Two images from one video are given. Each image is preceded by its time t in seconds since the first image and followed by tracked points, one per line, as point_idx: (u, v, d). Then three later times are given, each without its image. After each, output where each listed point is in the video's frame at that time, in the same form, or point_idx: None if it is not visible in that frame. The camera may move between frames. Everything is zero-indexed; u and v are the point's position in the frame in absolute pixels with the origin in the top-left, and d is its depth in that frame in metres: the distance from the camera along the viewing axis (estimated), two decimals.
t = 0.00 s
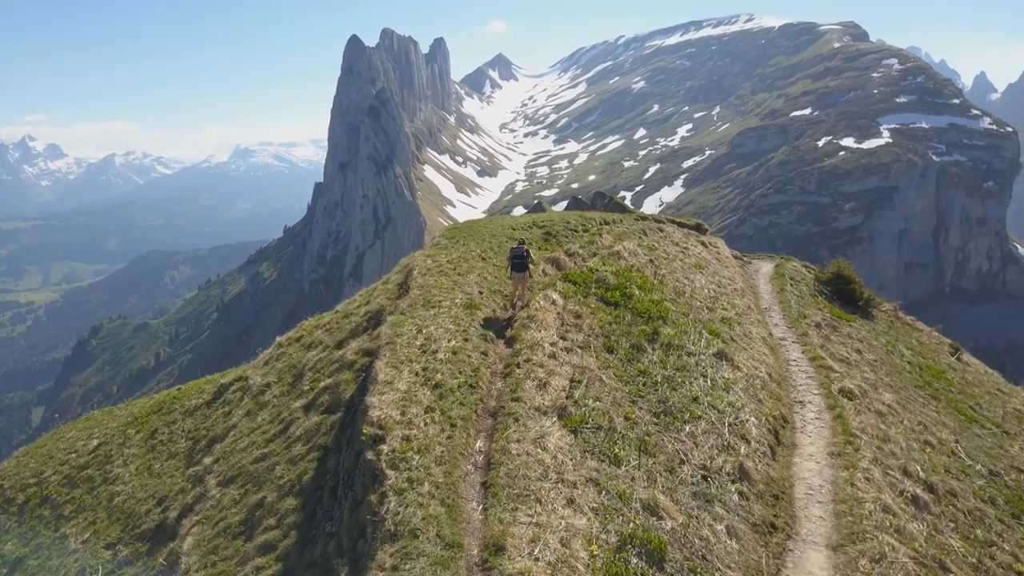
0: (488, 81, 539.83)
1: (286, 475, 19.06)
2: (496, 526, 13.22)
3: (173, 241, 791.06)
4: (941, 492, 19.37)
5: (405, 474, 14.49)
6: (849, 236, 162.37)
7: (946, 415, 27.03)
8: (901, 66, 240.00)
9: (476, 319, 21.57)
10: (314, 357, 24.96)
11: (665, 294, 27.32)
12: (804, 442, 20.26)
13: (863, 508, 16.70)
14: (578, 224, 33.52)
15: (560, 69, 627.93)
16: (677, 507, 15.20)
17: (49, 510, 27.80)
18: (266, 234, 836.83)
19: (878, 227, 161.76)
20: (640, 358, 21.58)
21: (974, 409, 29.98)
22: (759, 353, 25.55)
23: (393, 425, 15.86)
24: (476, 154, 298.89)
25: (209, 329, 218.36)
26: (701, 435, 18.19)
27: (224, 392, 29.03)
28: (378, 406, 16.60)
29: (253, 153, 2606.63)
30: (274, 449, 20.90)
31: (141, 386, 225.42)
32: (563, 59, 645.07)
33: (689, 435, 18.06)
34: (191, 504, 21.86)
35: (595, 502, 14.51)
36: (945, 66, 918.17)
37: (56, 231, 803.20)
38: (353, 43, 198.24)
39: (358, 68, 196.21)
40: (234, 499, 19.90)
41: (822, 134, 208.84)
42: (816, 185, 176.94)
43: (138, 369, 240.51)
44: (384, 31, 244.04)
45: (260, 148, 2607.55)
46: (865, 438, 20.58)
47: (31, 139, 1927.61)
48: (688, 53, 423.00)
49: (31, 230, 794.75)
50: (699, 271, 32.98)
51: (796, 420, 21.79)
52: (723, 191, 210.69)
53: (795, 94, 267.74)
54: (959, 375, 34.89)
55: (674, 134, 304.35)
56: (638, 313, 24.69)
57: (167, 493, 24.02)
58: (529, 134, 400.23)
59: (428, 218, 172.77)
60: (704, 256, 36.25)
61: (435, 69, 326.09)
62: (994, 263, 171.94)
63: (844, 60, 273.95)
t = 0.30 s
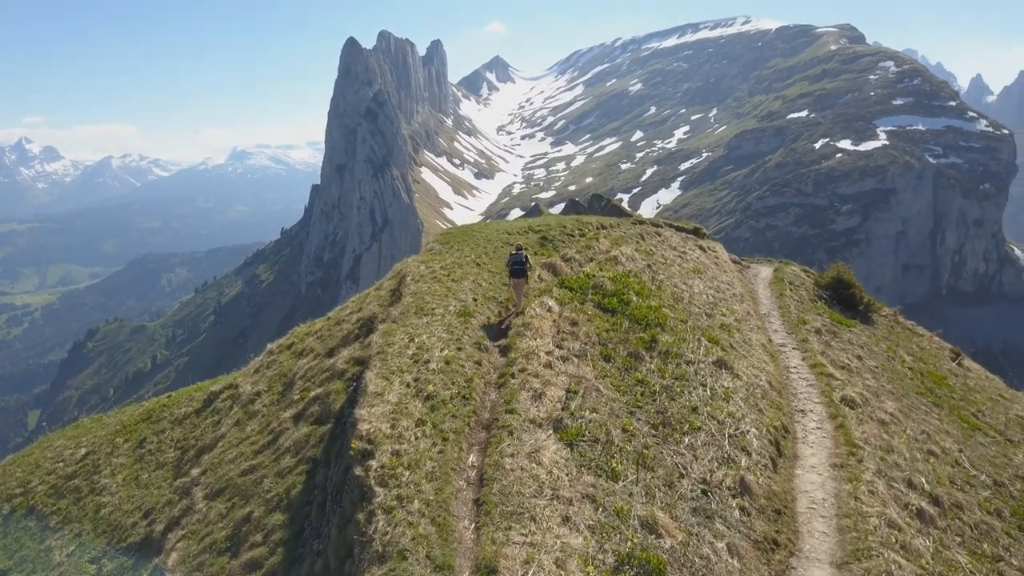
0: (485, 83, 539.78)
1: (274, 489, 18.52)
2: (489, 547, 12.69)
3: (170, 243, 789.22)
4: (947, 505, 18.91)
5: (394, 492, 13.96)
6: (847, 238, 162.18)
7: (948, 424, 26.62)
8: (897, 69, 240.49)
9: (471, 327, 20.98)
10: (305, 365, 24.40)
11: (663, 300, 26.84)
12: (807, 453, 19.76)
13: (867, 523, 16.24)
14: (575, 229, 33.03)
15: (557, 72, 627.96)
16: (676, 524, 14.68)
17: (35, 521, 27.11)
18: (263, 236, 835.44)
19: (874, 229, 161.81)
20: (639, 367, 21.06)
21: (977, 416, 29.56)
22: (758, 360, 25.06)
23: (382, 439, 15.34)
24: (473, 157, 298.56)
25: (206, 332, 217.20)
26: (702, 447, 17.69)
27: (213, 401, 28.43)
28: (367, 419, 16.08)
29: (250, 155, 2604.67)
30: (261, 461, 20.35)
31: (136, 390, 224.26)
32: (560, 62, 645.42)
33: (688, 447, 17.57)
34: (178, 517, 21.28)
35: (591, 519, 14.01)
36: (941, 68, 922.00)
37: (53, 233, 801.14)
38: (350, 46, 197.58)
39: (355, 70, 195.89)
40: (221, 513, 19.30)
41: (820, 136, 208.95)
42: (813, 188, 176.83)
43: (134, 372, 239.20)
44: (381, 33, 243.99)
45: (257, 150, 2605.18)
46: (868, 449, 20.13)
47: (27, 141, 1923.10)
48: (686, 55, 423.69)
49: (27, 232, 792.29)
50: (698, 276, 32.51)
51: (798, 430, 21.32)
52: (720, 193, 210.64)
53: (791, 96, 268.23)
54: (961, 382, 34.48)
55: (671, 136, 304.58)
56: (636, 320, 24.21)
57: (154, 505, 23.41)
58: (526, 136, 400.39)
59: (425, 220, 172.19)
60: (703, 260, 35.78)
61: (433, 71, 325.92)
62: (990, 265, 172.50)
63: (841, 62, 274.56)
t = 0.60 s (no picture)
0: (482, 84, 539.54)
1: (261, 501, 18.01)
2: (482, 564, 12.27)
3: (167, 244, 787.08)
4: (951, 516, 18.52)
5: (382, 508, 13.46)
6: (844, 239, 161.89)
7: (950, 430, 26.25)
8: (894, 69, 240.76)
9: (464, 333, 20.49)
10: (296, 371, 23.89)
11: (661, 304, 26.39)
12: (809, 462, 19.33)
13: (871, 537, 15.81)
14: (571, 232, 32.59)
15: (554, 72, 627.64)
16: (674, 540, 14.21)
17: (20, 530, 26.39)
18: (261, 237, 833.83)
19: (871, 229, 161.74)
20: (636, 374, 20.63)
21: (979, 421, 29.15)
22: (758, 366, 24.62)
23: (372, 452, 14.82)
24: (471, 157, 298.08)
25: (203, 333, 216.15)
26: (701, 457, 17.26)
27: (203, 407, 27.84)
28: (356, 430, 15.61)
29: (248, 155, 2601.07)
30: (249, 472, 19.84)
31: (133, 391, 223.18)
32: (558, 62, 645.31)
33: (687, 458, 17.09)
34: (164, 529, 20.69)
35: (587, 535, 13.52)
36: (939, 69, 924.05)
37: (50, 234, 798.80)
38: (347, 46, 197.07)
39: (353, 70, 195.30)
40: (207, 525, 18.74)
41: (817, 137, 208.96)
42: (810, 188, 176.79)
43: (130, 374, 237.96)
44: (378, 34, 243.50)
45: (255, 150, 2603.65)
46: (871, 459, 19.70)
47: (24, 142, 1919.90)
48: (683, 56, 424.11)
49: (23, 233, 789.56)
50: (695, 280, 32.09)
51: (799, 438, 20.94)
52: (718, 194, 210.63)
53: (789, 97, 268.59)
54: (961, 386, 34.17)
55: (668, 137, 304.77)
56: (633, 325, 23.77)
57: (140, 516, 22.76)
58: (523, 137, 400.37)
59: (423, 221, 171.60)
60: (701, 264, 35.36)
61: (430, 71, 325.24)
62: (987, 266, 173.05)
63: (838, 63, 274.91)
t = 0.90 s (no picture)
0: (480, 83, 538.71)
1: (249, 514, 17.47)
2: None
3: (165, 244, 785.06)
4: (959, 528, 18.10)
5: (373, 525, 12.95)
6: (842, 239, 161.42)
7: (954, 437, 25.83)
8: (892, 69, 240.67)
9: (459, 340, 19.98)
10: (287, 378, 23.32)
11: (661, 309, 25.91)
12: (811, 473, 18.87)
13: (878, 552, 15.37)
14: (569, 235, 32.09)
15: (552, 72, 626.95)
16: (676, 559, 13.72)
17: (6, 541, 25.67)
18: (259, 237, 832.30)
19: (870, 229, 161.43)
20: (634, 382, 20.15)
21: (983, 427, 28.75)
22: (759, 372, 24.15)
23: (362, 466, 14.34)
24: (469, 157, 297.49)
25: (200, 334, 215.15)
26: (701, 469, 16.82)
27: (194, 414, 27.20)
28: (346, 443, 15.09)
29: (245, 155, 2596.99)
30: (238, 483, 19.25)
31: (130, 392, 222.17)
32: (556, 62, 644.38)
33: (688, 469, 16.63)
34: (152, 542, 20.09)
35: (586, 554, 13.03)
36: (938, 69, 925.21)
37: (47, 234, 796.83)
38: (345, 46, 196.44)
39: (351, 71, 194.79)
40: (194, 539, 18.19)
41: (815, 137, 208.54)
42: (808, 188, 176.33)
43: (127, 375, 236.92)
44: (376, 34, 242.86)
45: (253, 150, 2599.90)
46: (875, 468, 19.32)
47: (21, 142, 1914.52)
48: (681, 56, 423.78)
49: (21, 234, 787.47)
50: (695, 283, 31.64)
51: (801, 447, 20.50)
52: (716, 194, 210.13)
53: (787, 97, 268.27)
54: (965, 390, 33.81)
55: (666, 137, 304.40)
56: (633, 331, 23.28)
57: (129, 526, 22.14)
58: (521, 137, 399.86)
59: (421, 221, 170.93)
60: (700, 267, 34.92)
61: (428, 71, 324.58)
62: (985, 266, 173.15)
63: (836, 63, 274.74)
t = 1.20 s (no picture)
0: (479, 84, 538.69)
1: (238, 530, 16.90)
2: None
3: (163, 245, 784.12)
4: (967, 543, 17.67)
5: (363, 547, 12.42)
6: (840, 240, 161.44)
7: (961, 446, 25.38)
8: (890, 70, 240.52)
9: (454, 349, 19.35)
10: (279, 387, 22.69)
11: (661, 315, 25.38)
12: (817, 486, 18.39)
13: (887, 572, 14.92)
14: (567, 239, 31.58)
15: (551, 73, 626.22)
16: None
17: None
18: (257, 238, 830.89)
19: (868, 230, 161.12)
20: (635, 393, 19.59)
21: (988, 435, 28.31)
22: (761, 381, 23.67)
23: (352, 484, 13.80)
24: (467, 158, 297.14)
25: (198, 335, 214.17)
26: (704, 483, 16.30)
27: (184, 423, 26.44)
28: (336, 459, 14.54)
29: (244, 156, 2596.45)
30: (227, 497, 18.67)
31: (127, 393, 221.43)
32: (554, 63, 644.82)
33: (691, 484, 16.12)
34: (138, 558, 19.41)
35: None
36: (935, 71, 926.68)
37: (45, 235, 795.65)
38: (343, 48, 196.07)
39: (349, 71, 194.15)
40: (181, 556, 17.56)
41: (813, 138, 208.29)
42: (806, 189, 175.91)
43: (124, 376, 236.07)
44: (374, 35, 242.40)
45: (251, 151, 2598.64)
46: (882, 481, 18.86)
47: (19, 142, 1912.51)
48: (679, 57, 423.69)
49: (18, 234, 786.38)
50: (696, 288, 31.15)
51: (805, 458, 20.03)
52: (714, 194, 209.78)
53: (785, 97, 268.16)
54: (968, 396, 33.43)
55: (664, 137, 304.02)
56: (631, 338, 22.79)
57: (115, 540, 21.42)
58: (519, 138, 399.70)
59: (419, 222, 170.42)
60: (700, 271, 34.42)
61: (426, 72, 324.26)
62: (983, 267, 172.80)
63: (834, 64, 274.67)
